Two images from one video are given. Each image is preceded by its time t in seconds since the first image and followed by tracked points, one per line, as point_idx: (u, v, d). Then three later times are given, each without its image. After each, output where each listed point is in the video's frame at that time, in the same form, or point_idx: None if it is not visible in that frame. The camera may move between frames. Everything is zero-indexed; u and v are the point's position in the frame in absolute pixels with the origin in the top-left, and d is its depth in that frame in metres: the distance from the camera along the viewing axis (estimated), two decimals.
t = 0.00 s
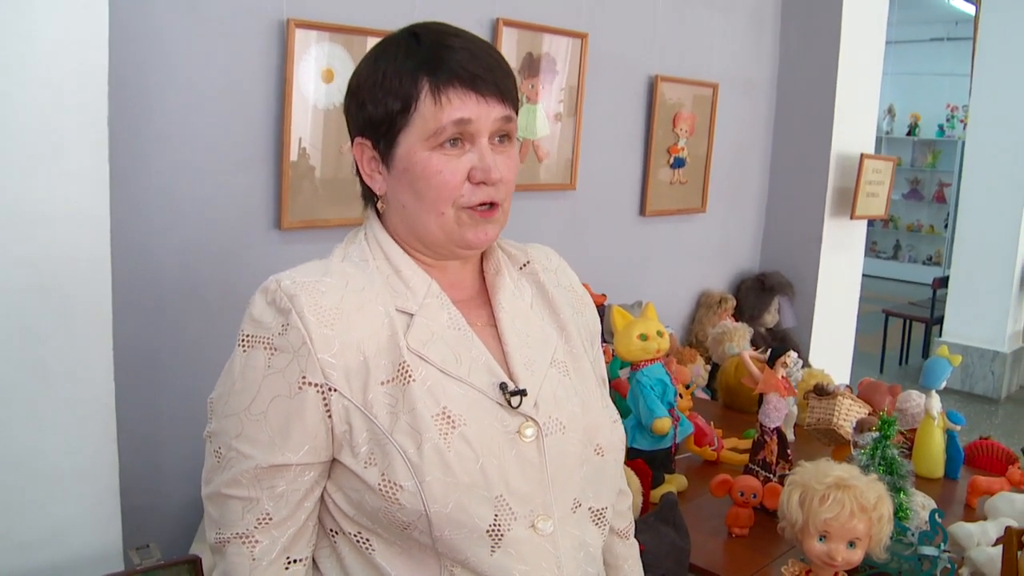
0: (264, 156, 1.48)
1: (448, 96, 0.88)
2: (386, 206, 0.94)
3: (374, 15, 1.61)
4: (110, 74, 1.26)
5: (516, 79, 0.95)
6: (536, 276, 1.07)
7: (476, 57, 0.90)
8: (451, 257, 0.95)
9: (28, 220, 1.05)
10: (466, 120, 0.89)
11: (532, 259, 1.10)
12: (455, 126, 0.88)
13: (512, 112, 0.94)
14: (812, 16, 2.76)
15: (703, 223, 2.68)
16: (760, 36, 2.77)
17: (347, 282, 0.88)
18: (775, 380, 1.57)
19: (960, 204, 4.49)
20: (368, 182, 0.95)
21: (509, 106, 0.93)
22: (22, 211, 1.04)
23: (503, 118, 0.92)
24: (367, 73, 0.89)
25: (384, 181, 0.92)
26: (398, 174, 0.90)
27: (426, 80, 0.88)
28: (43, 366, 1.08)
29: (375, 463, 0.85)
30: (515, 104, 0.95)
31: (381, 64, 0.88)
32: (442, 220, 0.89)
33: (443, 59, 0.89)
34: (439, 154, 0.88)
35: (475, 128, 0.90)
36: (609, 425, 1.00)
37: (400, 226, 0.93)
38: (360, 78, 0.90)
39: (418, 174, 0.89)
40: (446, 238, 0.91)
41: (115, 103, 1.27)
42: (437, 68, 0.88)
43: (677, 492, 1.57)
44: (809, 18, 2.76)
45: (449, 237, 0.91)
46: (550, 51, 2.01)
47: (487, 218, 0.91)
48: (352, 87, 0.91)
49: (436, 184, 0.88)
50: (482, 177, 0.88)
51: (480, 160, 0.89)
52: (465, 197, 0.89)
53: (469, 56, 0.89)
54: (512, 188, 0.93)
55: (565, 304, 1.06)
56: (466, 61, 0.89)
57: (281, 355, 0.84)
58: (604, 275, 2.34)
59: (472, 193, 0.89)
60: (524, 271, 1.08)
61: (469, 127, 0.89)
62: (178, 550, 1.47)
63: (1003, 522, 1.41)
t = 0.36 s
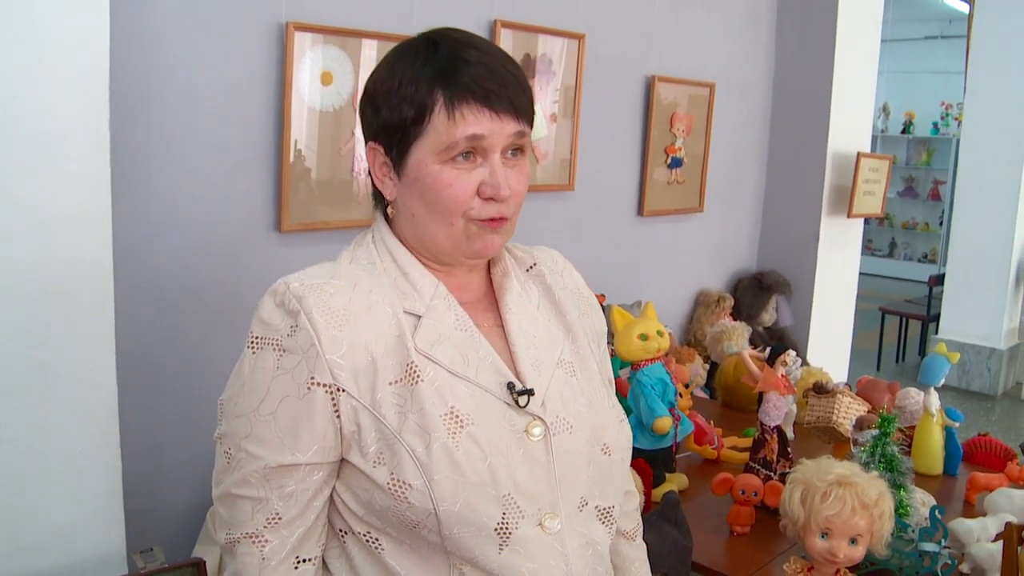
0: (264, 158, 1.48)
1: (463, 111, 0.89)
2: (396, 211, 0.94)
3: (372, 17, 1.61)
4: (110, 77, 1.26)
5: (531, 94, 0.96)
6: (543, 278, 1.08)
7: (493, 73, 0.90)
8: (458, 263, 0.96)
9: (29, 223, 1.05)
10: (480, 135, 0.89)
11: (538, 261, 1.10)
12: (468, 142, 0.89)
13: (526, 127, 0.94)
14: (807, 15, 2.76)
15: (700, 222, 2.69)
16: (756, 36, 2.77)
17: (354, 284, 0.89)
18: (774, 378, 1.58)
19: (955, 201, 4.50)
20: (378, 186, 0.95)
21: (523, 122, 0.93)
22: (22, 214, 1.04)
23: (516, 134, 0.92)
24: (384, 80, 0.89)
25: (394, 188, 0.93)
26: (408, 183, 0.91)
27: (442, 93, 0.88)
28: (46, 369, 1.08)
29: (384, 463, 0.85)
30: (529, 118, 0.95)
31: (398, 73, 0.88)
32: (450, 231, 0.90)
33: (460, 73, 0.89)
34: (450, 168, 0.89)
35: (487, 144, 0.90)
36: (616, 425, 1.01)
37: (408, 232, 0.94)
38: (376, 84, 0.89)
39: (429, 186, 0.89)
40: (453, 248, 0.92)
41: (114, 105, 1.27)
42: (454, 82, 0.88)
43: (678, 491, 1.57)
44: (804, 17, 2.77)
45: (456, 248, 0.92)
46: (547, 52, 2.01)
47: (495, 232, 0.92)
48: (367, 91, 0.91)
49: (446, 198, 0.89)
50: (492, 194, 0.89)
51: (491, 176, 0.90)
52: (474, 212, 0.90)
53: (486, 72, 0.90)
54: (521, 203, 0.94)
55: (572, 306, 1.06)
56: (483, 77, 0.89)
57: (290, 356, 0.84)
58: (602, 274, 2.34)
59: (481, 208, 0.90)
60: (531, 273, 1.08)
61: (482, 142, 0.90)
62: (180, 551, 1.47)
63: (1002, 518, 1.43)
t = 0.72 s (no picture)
0: (261, 159, 1.48)
1: (474, 106, 0.89)
2: (403, 210, 0.94)
3: (368, 18, 1.61)
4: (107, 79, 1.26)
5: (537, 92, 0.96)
6: (548, 280, 1.08)
7: (501, 69, 0.91)
8: (465, 263, 0.96)
9: (26, 224, 1.05)
10: (490, 130, 0.89)
11: (544, 263, 1.10)
12: (478, 136, 0.89)
13: (533, 124, 0.95)
14: (802, 15, 2.77)
15: (695, 222, 2.69)
16: (751, 36, 2.78)
17: (362, 285, 0.89)
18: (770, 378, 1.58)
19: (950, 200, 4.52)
20: (386, 186, 0.94)
21: (531, 117, 0.94)
22: (20, 215, 1.04)
23: (524, 130, 0.92)
24: (393, 79, 0.89)
25: (403, 186, 0.92)
26: (418, 180, 0.90)
27: (452, 88, 0.88)
28: (44, 370, 1.08)
29: (391, 464, 0.85)
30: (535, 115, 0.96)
31: (408, 70, 0.89)
32: (460, 226, 0.90)
33: (469, 68, 0.89)
34: (461, 162, 0.89)
35: (497, 139, 0.90)
36: (621, 427, 1.01)
37: (416, 230, 0.93)
38: (385, 83, 0.90)
39: (439, 181, 0.89)
40: (462, 244, 0.91)
41: (111, 107, 1.27)
42: (463, 77, 0.89)
43: (675, 490, 1.58)
44: (799, 17, 2.78)
45: (465, 244, 0.91)
46: (542, 53, 2.01)
47: (503, 227, 0.92)
48: (376, 91, 0.91)
49: (457, 192, 0.89)
50: (502, 187, 0.89)
51: (501, 170, 0.89)
52: (483, 206, 0.89)
53: (495, 68, 0.90)
54: (529, 199, 0.93)
55: (577, 308, 1.07)
56: (492, 72, 0.90)
57: (298, 357, 0.84)
58: (598, 275, 2.35)
59: (491, 202, 0.90)
60: (536, 275, 1.08)
61: (492, 137, 0.90)
62: (178, 552, 1.47)
63: (996, 517, 1.43)
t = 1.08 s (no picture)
0: (254, 159, 1.48)
1: (481, 108, 0.88)
2: (411, 212, 0.93)
3: (362, 18, 1.61)
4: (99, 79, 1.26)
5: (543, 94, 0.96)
6: (554, 286, 1.07)
7: (508, 71, 0.90)
8: (472, 265, 0.95)
9: (15, 224, 1.04)
10: (497, 131, 0.89)
11: (550, 268, 1.09)
12: (486, 137, 0.88)
13: (539, 126, 0.94)
14: (798, 16, 2.77)
15: (690, 223, 2.70)
16: (746, 37, 2.78)
17: (370, 291, 0.88)
18: (763, 379, 1.58)
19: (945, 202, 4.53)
20: (394, 189, 0.94)
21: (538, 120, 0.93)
22: (9, 215, 1.04)
23: (531, 132, 0.92)
24: (401, 82, 0.89)
25: (411, 189, 0.92)
26: (426, 181, 0.90)
27: (459, 90, 0.88)
28: (34, 370, 1.08)
29: (395, 469, 0.86)
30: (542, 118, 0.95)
31: (416, 73, 0.88)
32: (467, 226, 0.89)
33: (476, 71, 0.89)
34: (468, 163, 0.88)
35: (504, 140, 0.90)
36: (622, 435, 1.01)
37: (424, 232, 0.93)
38: (393, 86, 0.89)
39: (447, 182, 0.88)
40: (470, 245, 0.91)
41: (103, 106, 1.27)
42: (471, 79, 0.88)
43: (667, 491, 1.57)
44: (794, 18, 2.79)
45: (473, 244, 0.91)
46: (538, 53, 2.01)
47: (510, 228, 0.91)
48: (384, 95, 0.90)
49: (464, 192, 0.88)
50: (510, 188, 0.88)
51: (509, 171, 0.89)
52: (490, 206, 0.89)
53: (502, 70, 0.90)
54: (536, 200, 0.93)
55: (582, 314, 1.06)
56: (499, 74, 0.89)
57: (306, 363, 0.84)
58: (592, 275, 2.35)
59: (498, 203, 0.89)
60: (543, 280, 1.07)
61: (499, 138, 0.89)
62: (171, 553, 1.47)
63: (988, 518, 1.43)
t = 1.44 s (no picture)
0: (251, 158, 1.48)
1: (476, 103, 0.87)
2: (402, 206, 0.92)
3: (360, 17, 1.61)
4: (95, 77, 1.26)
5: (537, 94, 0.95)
6: (546, 284, 1.05)
7: (503, 68, 0.89)
8: (464, 261, 0.94)
9: (9, 223, 1.04)
10: (491, 127, 0.88)
11: (541, 266, 1.08)
12: (479, 133, 0.87)
13: (533, 125, 0.93)
14: (799, 16, 2.77)
15: (691, 223, 2.69)
16: (747, 37, 2.77)
17: (359, 284, 0.86)
18: (761, 380, 1.57)
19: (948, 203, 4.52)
20: (385, 182, 0.92)
21: (531, 118, 0.92)
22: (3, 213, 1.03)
23: (525, 130, 0.91)
24: (396, 75, 0.88)
25: (403, 182, 0.90)
26: (418, 175, 0.88)
27: (455, 85, 0.87)
28: (27, 370, 1.07)
29: (382, 462, 0.83)
30: (535, 117, 0.94)
31: (412, 67, 0.87)
32: (457, 220, 0.88)
33: (472, 66, 0.88)
34: (461, 158, 0.87)
35: (498, 136, 0.89)
36: (614, 432, 0.98)
37: (414, 226, 0.91)
38: (388, 79, 0.88)
39: (438, 176, 0.87)
40: (460, 239, 0.89)
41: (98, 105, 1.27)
42: (466, 75, 0.87)
43: (665, 492, 1.56)
44: (795, 18, 2.78)
45: (463, 239, 0.89)
46: (540, 52, 2.01)
47: (501, 224, 0.90)
48: (378, 87, 0.89)
49: (456, 186, 0.87)
50: (501, 184, 0.87)
51: (501, 167, 0.88)
52: (481, 201, 0.88)
53: (497, 67, 0.89)
54: (528, 198, 0.92)
55: (573, 311, 1.04)
56: (494, 70, 0.88)
57: (294, 355, 0.82)
58: (592, 275, 2.34)
59: (489, 199, 0.88)
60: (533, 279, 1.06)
61: (493, 134, 0.88)
62: (166, 553, 1.46)
63: (989, 520, 1.41)
